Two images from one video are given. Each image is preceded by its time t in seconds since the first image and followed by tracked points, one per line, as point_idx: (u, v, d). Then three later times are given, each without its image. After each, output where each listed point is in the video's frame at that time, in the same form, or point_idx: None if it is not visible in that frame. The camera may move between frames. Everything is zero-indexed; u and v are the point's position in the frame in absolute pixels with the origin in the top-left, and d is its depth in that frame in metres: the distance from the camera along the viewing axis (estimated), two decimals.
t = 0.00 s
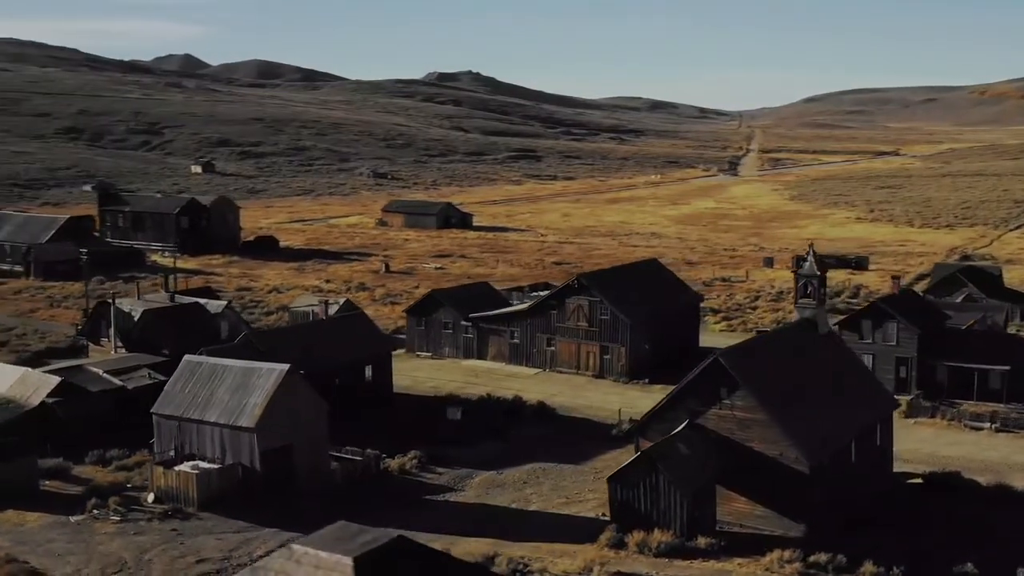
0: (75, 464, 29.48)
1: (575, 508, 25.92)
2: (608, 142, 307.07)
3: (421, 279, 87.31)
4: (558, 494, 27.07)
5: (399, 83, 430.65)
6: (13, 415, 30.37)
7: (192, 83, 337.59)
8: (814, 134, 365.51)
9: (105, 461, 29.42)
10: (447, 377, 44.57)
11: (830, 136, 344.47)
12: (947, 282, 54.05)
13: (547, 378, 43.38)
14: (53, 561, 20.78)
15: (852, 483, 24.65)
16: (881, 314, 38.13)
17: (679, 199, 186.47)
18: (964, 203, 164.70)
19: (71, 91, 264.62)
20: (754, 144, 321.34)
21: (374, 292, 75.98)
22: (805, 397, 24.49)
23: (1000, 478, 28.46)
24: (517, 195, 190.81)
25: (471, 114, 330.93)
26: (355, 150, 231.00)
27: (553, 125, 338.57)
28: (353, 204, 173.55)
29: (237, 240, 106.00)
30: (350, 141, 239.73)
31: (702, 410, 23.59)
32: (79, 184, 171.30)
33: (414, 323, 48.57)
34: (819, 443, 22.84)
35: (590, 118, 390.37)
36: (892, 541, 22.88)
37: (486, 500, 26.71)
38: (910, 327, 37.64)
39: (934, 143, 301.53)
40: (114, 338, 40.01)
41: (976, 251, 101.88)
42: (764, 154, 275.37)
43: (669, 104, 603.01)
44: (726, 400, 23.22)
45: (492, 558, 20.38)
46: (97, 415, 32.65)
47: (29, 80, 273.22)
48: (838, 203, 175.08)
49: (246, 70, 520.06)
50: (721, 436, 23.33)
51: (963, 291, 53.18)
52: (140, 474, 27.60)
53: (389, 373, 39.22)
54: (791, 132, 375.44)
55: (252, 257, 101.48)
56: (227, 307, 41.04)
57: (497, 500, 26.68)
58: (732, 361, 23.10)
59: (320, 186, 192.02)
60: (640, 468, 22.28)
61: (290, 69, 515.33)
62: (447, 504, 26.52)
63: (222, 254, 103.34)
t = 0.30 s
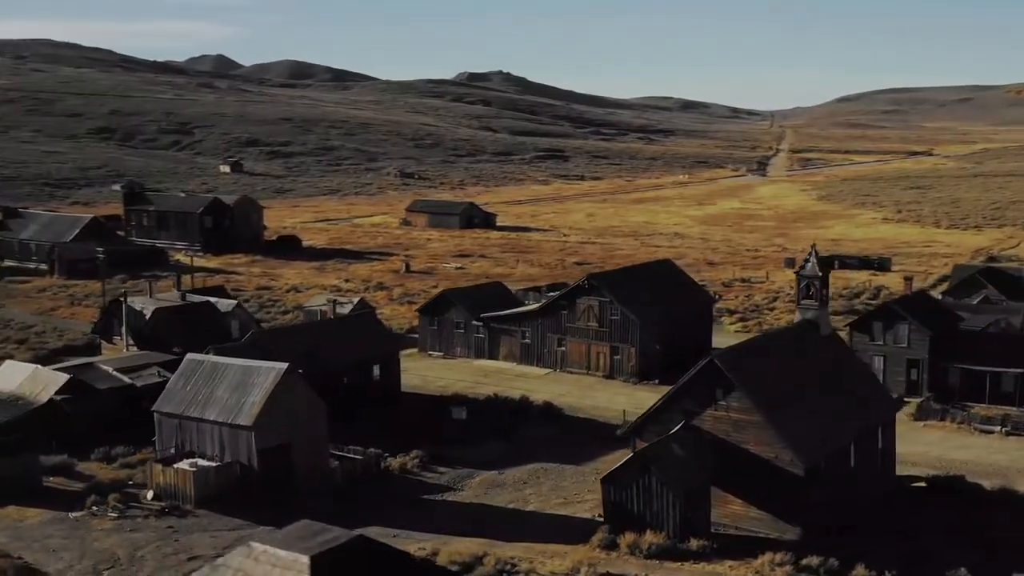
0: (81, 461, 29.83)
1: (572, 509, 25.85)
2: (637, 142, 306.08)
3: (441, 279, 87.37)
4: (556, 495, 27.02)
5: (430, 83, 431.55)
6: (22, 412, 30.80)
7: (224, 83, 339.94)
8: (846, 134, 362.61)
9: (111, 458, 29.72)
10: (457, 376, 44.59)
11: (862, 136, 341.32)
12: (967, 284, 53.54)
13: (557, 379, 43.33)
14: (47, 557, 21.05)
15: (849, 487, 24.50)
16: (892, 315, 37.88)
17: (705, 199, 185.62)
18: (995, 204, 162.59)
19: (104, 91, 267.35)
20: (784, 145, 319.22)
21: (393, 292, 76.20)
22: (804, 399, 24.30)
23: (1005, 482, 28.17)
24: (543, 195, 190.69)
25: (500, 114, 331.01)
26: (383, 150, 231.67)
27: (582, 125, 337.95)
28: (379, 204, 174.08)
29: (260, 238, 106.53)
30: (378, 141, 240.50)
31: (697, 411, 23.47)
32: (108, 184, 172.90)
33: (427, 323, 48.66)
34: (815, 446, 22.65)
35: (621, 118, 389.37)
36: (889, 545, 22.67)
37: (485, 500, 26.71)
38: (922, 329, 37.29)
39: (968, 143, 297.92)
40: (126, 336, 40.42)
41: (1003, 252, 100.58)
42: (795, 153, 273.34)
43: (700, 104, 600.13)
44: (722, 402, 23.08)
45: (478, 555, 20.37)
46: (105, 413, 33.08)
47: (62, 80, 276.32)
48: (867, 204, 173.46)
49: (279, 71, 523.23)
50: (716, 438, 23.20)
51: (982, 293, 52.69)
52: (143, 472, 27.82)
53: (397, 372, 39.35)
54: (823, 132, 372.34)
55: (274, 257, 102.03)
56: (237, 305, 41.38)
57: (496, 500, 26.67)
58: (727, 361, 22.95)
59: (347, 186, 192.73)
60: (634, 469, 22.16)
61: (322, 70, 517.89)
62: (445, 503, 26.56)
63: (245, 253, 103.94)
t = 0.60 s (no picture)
0: (86, 458, 30.14)
1: (568, 509, 25.80)
2: (665, 142, 304.95)
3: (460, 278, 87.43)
4: (554, 495, 26.97)
5: (460, 83, 432.20)
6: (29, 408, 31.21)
7: (254, 83, 342.16)
8: (877, 133, 359.51)
9: (115, 455, 30.00)
10: (466, 376, 44.61)
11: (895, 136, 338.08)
12: (986, 286, 53.26)
13: (566, 379, 43.26)
14: (42, 552, 21.38)
15: (846, 490, 24.31)
16: (902, 317, 37.56)
17: (731, 200, 184.72)
18: None
19: (136, 92, 269.66)
20: (815, 145, 316.90)
21: (411, 291, 76.49)
22: (803, 400, 24.12)
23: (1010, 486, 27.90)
24: (569, 195, 190.50)
25: (529, 114, 330.95)
26: (410, 150, 232.25)
27: (611, 125, 337.28)
28: (404, 204, 174.53)
29: (282, 238, 106.95)
30: (406, 141, 241.12)
31: (692, 411, 23.33)
32: (137, 184, 174.34)
33: (439, 323, 48.65)
34: (812, 448, 22.49)
35: (651, 118, 388.16)
36: (884, 550, 22.47)
37: (483, 500, 26.69)
38: (932, 332, 36.93)
39: (1001, 143, 294.51)
40: (137, 334, 40.77)
41: None
42: (825, 154, 271.40)
43: (731, 104, 597.43)
44: (717, 403, 22.96)
45: (465, 555, 20.34)
46: (113, 411, 33.55)
47: (95, 81, 279.15)
48: (894, 204, 171.91)
49: (311, 71, 526.18)
50: (711, 439, 23.05)
51: (999, 295, 52.25)
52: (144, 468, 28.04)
53: (404, 371, 39.44)
54: (855, 132, 369.17)
55: (296, 256, 102.52)
56: (248, 305, 41.74)
57: (494, 500, 26.65)
58: (722, 362, 22.82)
59: (373, 185, 193.31)
60: (625, 470, 22.06)
61: (354, 70, 520.44)
62: (444, 502, 26.61)
63: (267, 253, 104.41)
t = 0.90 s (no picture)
0: (79, 456, 30.35)
1: (555, 510, 25.77)
2: (682, 142, 304.18)
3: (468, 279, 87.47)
4: (542, 496, 26.95)
5: (478, 83, 432.67)
6: (25, 406, 31.48)
7: (273, 84, 343.45)
8: (896, 133, 357.44)
9: (108, 454, 30.19)
10: (465, 376, 44.62)
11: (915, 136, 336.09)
12: (993, 287, 52.82)
13: (566, 379, 43.19)
14: (24, 550, 21.52)
15: (833, 492, 24.19)
16: (902, 319, 37.27)
17: (745, 200, 184.11)
18: None
19: (155, 91, 271.31)
20: (833, 145, 315.31)
21: (417, 291, 76.64)
22: (788, 402, 24.07)
23: (1004, 489, 27.73)
24: (584, 195, 190.34)
25: (546, 114, 330.78)
26: (426, 151, 232.58)
27: (629, 125, 336.77)
28: (419, 204, 174.77)
29: (294, 238, 107.09)
30: (422, 141, 241.44)
31: (677, 413, 23.28)
32: (153, 183, 175.30)
33: (440, 323, 48.69)
34: (795, 450, 22.43)
35: (669, 118, 387.31)
36: (867, 553, 22.39)
37: (470, 500, 26.69)
38: (931, 333, 36.64)
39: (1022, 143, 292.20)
40: (137, 333, 40.93)
41: None
42: (843, 154, 269.98)
43: (751, 104, 595.37)
44: (700, 405, 22.89)
45: (441, 554, 20.36)
46: (109, 410, 33.76)
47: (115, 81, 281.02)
48: (911, 205, 170.90)
49: (331, 70, 528.07)
50: (695, 440, 22.99)
51: (1006, 296, 51.87)
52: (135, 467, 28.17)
53: (402, 371, 39.50)
54: (875, 132, 367.09)
55: (307, 256, 102.75)
56: (246, 305, 41.83)
57: (481, 501, 26.63)
58: (704, 364, 22.76)
59: (388, 185, 193.63)
60: (607, 471, 22.00)
61: (373, 70, 521.91)
62: (432, 502, 26.62)
63: (278, 252, 104.77)
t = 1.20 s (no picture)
0: (71, 454, 30.53)
1: (539, 510, 25.73)
2: (699, 142, 303.23)
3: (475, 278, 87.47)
4: (529, 497, 26.89)
5: (496, 83, 433.11)
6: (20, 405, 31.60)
7: (290, 84, 344.61)
8: (915, 133, 355.26)
9: (99, 452, 30.34)
10: (463, 376, 44.62)
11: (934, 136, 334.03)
12: (998, 288, 52.46)
13: (563, 380, 43.11)
14: (5, 548, 21.63)
15: (818, 494, 24.06)
16: (899, 320, 37.03)
17: (759, 200, 183.42)
18: None
19: (172, 91, 272.56)
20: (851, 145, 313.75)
21: (423, 291, 76.82)
22: (775, 404, 23.91)
23: (995, 494, 27.50)
24: (597, 195, 190.15)
25: (563, 114, 330.66)
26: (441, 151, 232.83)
27: (645, 125, 336.28)
28: (432, 204, 174.88)
29: (304, 238, 107.17)
30: (437, 141, 241.60)
31: (659, 414, 23.17)
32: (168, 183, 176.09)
33: (440, 322, 48.69)
34: (778, 452, 22.28)
35: (686, 118, 386.55)
36: (848, 556, 22.28)
37: (454, 501, 26.70)
38: (927, 335, 36.40)
39: None
40: (135, 332, 41.04)
41: None
42: (861, 154, 268.61)
43: (770, 104, 593.26)
44: (682, 406, 22.80)
45: (417, 555, 20.38)
46: (104, 409, 33.81)
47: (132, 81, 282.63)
48: (925, 205, 169.92)
49: (350, 71, 529.74)
50: (678, 441, 22.86)
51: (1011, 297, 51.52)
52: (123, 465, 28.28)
53: (398, 371, 39.41)
54: (894, 132, 365.05)
55: (317, 256, 102.89)
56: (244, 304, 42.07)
57: (467, 501, 26.60)
58: (686, 366, 22.66)
59: (402, 185, 193.82)
60: (587, 472, 21.94)
61: (392, 70, 523.33)
62: (418, 502, 26.53)
63: (287, 252, 105.04)
